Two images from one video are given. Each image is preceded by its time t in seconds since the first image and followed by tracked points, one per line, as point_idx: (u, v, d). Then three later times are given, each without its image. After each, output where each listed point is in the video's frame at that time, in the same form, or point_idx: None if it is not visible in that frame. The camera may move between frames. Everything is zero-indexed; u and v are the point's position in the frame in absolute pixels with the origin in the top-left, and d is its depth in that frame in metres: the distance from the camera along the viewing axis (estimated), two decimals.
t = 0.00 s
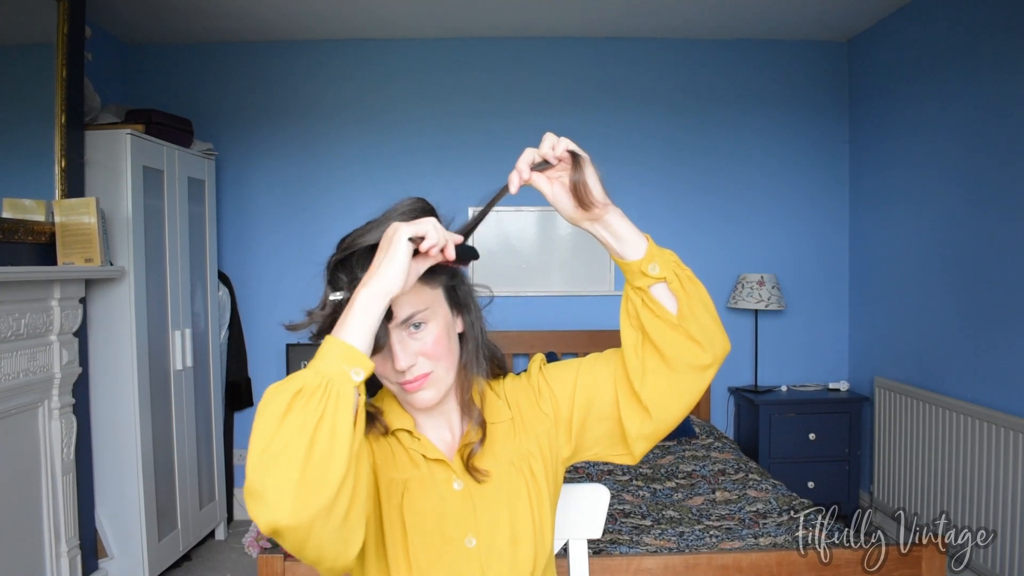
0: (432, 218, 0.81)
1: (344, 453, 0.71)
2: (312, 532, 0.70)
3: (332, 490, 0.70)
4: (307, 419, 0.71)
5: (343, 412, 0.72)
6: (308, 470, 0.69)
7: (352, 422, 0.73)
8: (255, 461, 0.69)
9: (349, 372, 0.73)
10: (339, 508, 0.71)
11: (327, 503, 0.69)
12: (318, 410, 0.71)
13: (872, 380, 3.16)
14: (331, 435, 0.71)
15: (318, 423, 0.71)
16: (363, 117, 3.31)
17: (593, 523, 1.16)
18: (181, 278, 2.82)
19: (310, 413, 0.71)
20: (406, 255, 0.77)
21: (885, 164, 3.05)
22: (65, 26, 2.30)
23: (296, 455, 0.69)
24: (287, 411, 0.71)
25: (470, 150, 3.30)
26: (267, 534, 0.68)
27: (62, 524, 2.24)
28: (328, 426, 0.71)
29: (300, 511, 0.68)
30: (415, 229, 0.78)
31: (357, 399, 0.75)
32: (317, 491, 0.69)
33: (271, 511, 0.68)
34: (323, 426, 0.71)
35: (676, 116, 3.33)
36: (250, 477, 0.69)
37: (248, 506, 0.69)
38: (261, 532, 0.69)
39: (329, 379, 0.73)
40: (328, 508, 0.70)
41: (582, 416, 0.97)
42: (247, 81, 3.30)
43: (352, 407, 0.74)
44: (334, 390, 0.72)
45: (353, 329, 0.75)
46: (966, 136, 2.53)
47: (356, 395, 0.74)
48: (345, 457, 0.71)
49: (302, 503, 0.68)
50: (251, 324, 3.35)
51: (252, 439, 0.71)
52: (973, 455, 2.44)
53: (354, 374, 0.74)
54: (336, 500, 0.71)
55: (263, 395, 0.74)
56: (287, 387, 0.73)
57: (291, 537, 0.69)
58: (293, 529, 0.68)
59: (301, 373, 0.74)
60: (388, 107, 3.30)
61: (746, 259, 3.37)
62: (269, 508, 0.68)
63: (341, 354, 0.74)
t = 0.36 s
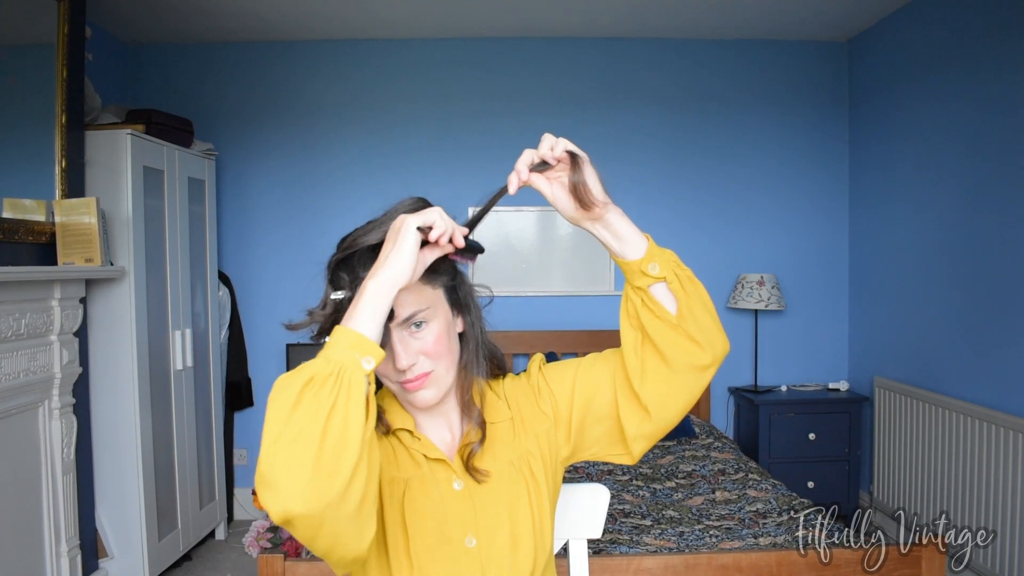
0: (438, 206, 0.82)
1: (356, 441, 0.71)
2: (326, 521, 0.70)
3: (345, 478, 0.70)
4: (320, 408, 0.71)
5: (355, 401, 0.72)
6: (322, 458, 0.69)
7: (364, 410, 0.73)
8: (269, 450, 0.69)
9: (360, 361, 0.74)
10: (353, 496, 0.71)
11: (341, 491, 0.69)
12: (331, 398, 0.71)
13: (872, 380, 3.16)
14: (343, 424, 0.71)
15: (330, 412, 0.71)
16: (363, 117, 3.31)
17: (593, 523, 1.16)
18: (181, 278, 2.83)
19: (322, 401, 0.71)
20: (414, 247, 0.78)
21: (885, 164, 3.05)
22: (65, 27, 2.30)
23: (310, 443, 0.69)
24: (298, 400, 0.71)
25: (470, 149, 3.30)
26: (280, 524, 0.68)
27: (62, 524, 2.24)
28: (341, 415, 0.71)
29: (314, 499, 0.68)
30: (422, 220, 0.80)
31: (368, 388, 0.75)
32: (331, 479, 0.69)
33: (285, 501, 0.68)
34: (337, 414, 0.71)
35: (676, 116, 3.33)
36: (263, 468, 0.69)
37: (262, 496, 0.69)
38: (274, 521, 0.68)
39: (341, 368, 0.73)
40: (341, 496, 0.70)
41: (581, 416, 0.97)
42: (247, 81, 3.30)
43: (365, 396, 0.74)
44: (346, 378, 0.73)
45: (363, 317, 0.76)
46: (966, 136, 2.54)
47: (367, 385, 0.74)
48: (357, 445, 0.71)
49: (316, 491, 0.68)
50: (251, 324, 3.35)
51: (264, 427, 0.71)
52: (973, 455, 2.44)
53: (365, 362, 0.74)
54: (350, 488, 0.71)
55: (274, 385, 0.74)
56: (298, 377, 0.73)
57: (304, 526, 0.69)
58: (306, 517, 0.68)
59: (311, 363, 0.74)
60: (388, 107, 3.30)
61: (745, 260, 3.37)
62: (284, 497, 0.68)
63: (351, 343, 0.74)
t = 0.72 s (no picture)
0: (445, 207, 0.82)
1: (355, 438, 0.71)
2: (322, 516, 0.70)
3: (342, 473, 0.70)
4: (319, 402, 0.71)
5: (354, 396, 0.72)
6: (320, 453, 0.69)
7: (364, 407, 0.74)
8: (268, 443, 0.69)
9: (361, 357, 0.74)
10: (348, 493, 0.71)
11: (338, 487, 0.70)
12: (330, 393, 0.72)
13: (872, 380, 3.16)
14: (342, 420, 0.71)
15: (329, 407, 0.71)
16: (363, 117, 3.31)
17: (593, 523, 1.16)
18: (181, 278, 2.83)
19: (321, 396, 0.71)
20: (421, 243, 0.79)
21: (885, 164, 3.05)
22: (65, 27, 2.30)
23: (308, 438, 0.69)
24: (299, 394, 0.71)
25: (470, 149, 3.30)
26: (277, 516, 0.68)
27: (62, 524, 2.24)
28: (340, 411, 0.71)
29: (311, 494, 0.68)
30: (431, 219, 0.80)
31: (368, 384, 0.75)
32: (328, 474, 0.69)
33: (282, 494, 0.68)
34: (336, 409, 0.71)
35: (676, 116, 3.33)
36: (261, 459, 0.69)
37: (258, 488, 0.69)
38: (271, 514, 0.68)
39: (341, 363, 0.73)
40: (339, 492, 0.70)
41: (581, 416, 0.97)
42: (247, 81, 3.30)
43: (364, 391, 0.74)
44: (347, 374, 0.73)
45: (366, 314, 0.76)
46: (966, 137, 2.53)
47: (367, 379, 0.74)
48: (355, 441, 0.71)
49: (314, 486, 0.68)
50: (251, 324, 3.35)
51: (264, 420, 0.71)
52: (973, 455, 2.44)
53: (366, 357, 0.74)
54: (347, 484, 0.71)
55: (275, 378, 0.74)
56: (297, 372, 0.73)
57: (300, 520, 0.69)
58: (303, 511, 0.68)
59: (312, 357, 0.74)
60: (388, 107, 3.30)
61: (745, 260, 3.37)
62: (281, 491, 0.68)
63: (353, 338, 0.74)
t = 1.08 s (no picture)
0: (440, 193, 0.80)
1: (356, 450, 0.71)
2: (325, 529, 0.70)
3: (345, 486, 0.70)
4: (319, 416, 0.71)
5: (354, 408, 0.72)
6: (321, 467, 0.69)
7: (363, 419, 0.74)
8: (268, 460, 0.69)
9: (359, 369, 0.74)
10: (352, 505, 0.72)
11: (341, 500, 0.70)
12: (329, 407, 0.71)
13: (872, 380, 3.16)
14: (343, 432, 0.71)
15: (329, 421, 0.71)
16: (363, 116, 3.31)
17: (593, 522, 1.16)
18: (181, 278, 2.83)
19: (320, 411, 0.71)
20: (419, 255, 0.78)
21: (885, 165, 3.06)
22: (65, 27, 2.30)
23: (309, 453, 0.69)
24: (298, 410, 0.71)
25: (470, 149, 3.30)
26: (279, 533, 0.68)
27: (62, 525, 2.24)
28: (339, 425, 0.71)
29: (313, 509, 0.68)
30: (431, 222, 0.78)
31: (367, 396, 0.76)
32: (330, 488, 0.69)
33: (285, 511, 0.68)
34: (336, 422, 0.71)
35: (675, 116, 3.33)
36: (262, 477, 0.69)
37: (261, 505, 0.69)
38: (274, 530, 0.69)
39: (340, 376, 0.73)
40: (342, 504, 0.70)
41: (581, 415, 0.97)
42: (247, 81, 3.30)
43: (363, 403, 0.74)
44: (345, 387, 0.73)
45: (365, 326, 0.76)
46: (966, 137, 2.53)
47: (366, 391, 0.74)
48: (356, 454, 0.71)
49: (316, 500, 0.68)
50: (251, 324, 3.35)
51: (264, 437, 0.71)
52: (973, 455, 2.44)
53: (365, 369, 0.74)
54: (349, 497, 0.71)
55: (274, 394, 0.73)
56: (296, 387, 0.72)
57: (303, 535, 0.69)
58: (307, 526, 0.68)
59: (310, 371, 0.74)
60: (387, 108, 3.30)
61: (745, 259, 3.37)
62: (284, 507, 0.68)
63: (351, 351, 0.74)
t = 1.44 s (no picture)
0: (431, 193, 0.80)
1: (367, 441, 0.71)
2: (336, 520, 0.70)
3: (356, 477, 0.70)
4: (330, 407, 0.71)
5: (366, 400, 0.72)
6: (333, 459, 0.69)
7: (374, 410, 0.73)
8: (278, 451, 0.69)
9: (370, 361, 0.73)
10: (363, 496, 0.71)
11: (352, 492, 0.70)
12: (342, 398, 0.71)
13: (872, 380, 3.16)
14: (354, 423, 0.71)
15: (341, 412, 0.71)
16: (362, 117, 3.31)
17: (593, 522, 1.16)
18: (181, 278, 2.83)
19: (332, 402, 0.71)
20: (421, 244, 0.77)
21: (885, 165, 3.06)
22: (65, 27, 2.30)
23: (321, 443, 0.69)
24: (308, 400, 0.71)
25: (470, 149, 3.30)
26: (290, 523, 0.69)
27: (62, 525, 2.24)
28: (351, 416, 0.71)
29: (324, 500, 0.68)
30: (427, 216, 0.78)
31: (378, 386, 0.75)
32: (341, 479, 0.69)
33: (296, 502, 0.68)
34: (348, 413, 0.71)
35: (675, 116, 3.33)
36: (272, 467, 0.69)
37: (271, 496, 0.69)
38: (285, 521, 0.69)
39: (351, 368, 0.73)
40: (353, 496, 0.70)
41: (580, 415, 0.97)
42: (247, 81, 3.30)
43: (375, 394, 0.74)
44: (356, 378, 0.72)
45: (371, 316, 0.75)
46: (966, 137, 2.54)
47: (378, 383, 0.74)
48: (367, 445, 0.71)
49: (327, 492, 0.68)
50: (251, 324, 3.35)
51: (274, 428, 0.71)
52: (973, 455, 2.44)
53: (376, 362, 0.74)
54: (360, 488, 0.71)
55: (284, 385, 0.74)
56: (307, 378, 0.73)
57: (314, 525, 0.69)
58: (318, 517, 0.68)
59: (321, 363, 0.74)
60: (387, 108, 3.30)
61: (745, 259, 3.37)
62: (295, 498, 0.68)
63: (362, 342, 0.74)
